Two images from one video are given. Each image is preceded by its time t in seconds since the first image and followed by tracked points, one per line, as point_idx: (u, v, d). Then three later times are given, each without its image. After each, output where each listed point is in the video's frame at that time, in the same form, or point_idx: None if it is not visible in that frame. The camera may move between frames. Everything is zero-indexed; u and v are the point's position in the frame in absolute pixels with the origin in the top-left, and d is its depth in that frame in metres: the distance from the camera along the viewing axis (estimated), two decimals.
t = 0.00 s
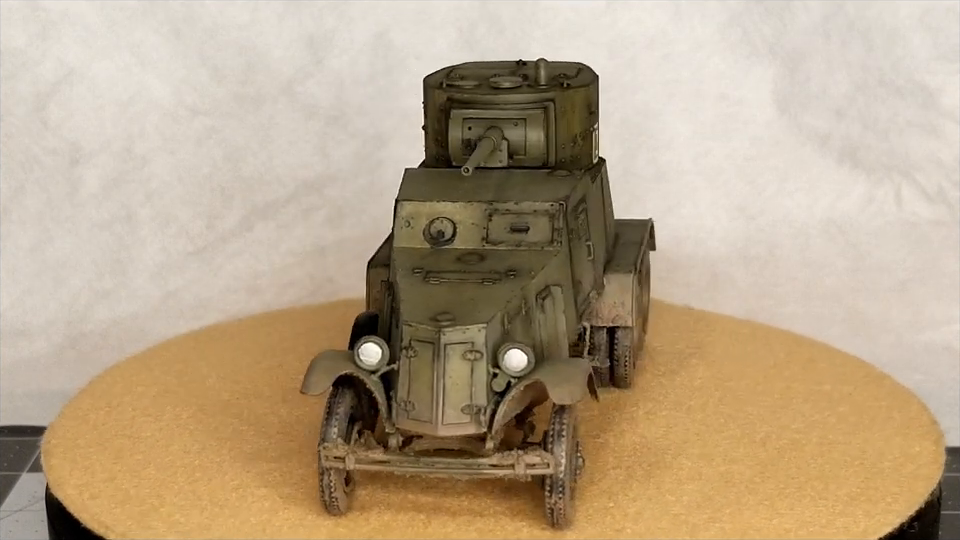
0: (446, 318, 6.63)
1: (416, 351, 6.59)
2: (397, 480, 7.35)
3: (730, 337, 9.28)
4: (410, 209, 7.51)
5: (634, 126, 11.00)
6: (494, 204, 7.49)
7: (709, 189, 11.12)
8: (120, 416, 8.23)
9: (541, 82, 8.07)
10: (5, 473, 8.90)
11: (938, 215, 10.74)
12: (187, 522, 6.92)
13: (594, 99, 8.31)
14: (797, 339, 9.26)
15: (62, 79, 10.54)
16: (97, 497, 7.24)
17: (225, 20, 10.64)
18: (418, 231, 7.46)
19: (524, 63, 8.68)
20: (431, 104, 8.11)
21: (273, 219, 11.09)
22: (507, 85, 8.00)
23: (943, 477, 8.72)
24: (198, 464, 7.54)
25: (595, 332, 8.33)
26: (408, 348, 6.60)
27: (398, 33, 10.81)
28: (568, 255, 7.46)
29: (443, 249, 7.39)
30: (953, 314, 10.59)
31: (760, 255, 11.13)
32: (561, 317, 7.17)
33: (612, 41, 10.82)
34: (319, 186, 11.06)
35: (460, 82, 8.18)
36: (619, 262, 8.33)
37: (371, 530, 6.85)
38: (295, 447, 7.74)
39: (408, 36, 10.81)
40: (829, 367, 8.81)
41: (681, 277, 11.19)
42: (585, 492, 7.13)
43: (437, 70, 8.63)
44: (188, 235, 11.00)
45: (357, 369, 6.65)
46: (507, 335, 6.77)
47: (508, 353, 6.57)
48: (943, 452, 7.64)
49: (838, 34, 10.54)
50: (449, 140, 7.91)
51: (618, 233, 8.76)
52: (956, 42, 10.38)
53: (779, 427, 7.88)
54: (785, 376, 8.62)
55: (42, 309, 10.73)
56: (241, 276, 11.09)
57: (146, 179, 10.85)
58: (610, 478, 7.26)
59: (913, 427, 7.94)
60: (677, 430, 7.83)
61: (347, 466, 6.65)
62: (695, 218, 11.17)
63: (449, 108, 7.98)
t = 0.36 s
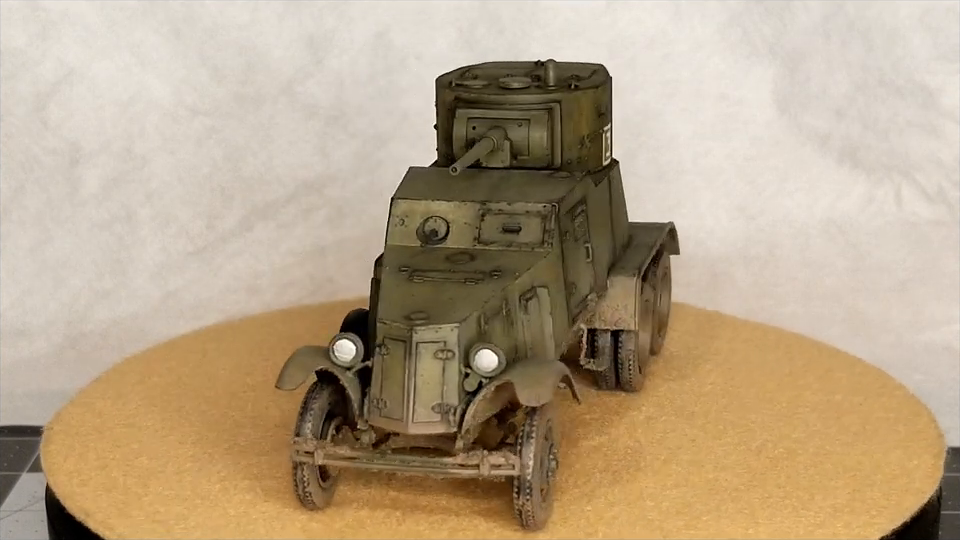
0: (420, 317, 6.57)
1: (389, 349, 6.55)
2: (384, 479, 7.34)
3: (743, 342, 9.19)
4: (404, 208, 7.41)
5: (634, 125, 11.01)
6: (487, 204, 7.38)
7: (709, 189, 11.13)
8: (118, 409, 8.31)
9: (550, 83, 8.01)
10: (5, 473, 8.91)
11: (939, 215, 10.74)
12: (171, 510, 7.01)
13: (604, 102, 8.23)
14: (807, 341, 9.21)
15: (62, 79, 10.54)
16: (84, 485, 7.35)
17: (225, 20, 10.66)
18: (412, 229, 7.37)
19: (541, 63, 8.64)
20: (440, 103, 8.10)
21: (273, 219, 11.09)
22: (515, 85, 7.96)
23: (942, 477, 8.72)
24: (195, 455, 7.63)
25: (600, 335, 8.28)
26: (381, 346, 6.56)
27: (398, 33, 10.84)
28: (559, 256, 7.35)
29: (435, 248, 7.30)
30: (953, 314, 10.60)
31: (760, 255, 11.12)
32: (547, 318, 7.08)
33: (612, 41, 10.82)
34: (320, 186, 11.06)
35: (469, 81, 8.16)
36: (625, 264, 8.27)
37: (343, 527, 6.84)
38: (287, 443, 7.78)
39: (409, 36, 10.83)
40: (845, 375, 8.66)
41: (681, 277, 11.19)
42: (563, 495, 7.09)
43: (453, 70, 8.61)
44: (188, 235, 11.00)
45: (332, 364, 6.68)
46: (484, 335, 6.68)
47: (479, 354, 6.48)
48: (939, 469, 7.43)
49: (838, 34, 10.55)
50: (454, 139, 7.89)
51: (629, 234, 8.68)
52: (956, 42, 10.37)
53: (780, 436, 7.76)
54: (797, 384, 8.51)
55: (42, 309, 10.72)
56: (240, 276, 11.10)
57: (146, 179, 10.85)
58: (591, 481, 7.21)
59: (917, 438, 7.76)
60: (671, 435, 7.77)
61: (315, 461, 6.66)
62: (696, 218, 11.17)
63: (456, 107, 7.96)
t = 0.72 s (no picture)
0: (396, 315, 6.59)
1: (363, 346, 6.59)
2: (373, 476, 7.37)
3: (752, 345, 9.13)
4: (399, 206, 7.44)
5: (634, 125, 11.00)
6: (480, 203, 7.38)
7: (709, 189, 11.12)
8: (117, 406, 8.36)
9: (557, 83, 7.97)
10: (5, 473, 8.90)
11: (938, 214, 10.73)
12: (155, 499, 7.13)
13: (615, 104, 8.15)
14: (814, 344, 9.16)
15: (62, 79, 10.55)
16: (74, 473, 7.48)
17: (225, 20, 10.68)
18: (406, 227, 7.40)
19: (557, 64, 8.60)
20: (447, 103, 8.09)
21: (273, 219, 11.09)
22: (522, 85, 7.94)
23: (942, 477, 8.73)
24: (193, 448, 7.74)
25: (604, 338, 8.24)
26: (356, 343, 6.61)
27: (398, 33, 10.85)
28: (550, 257, 7.32)
29: (427, 247, 7.32)
30: (953, 314, 10.60)
31: (760, 255, 11.10)
32: (533, 318, 7.04)
33: (612, 41, 10.83)
34: (320, 186, 11.05)
35: (478, 81, 8.15)
36: (629, 267, 8.20)
37: (317, 522, 6.89)
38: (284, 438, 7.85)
39: (408, 36, 10.86)
40: (859, 385, 8.52)
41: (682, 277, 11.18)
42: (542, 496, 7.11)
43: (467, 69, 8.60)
44: (188, 235, 11.00)
45: (310, 361, 6.74)
46: (460, 335, 6.67)
47: (450, 354, 6.48)
48: (933, 485, 7.25)
49: (838, 34, 10.55)
50: (458, 139, 7.88)
51: (638, 236, 8.62)
52: (956, 42, 10.37)
53: (780, 446, 7.65)
54: (810, 393, 8.38)
55: (42, 309, 10.71)
56: (240, 276, 11.10)
57: (146, 179, 10.85)
58: (573, 483, 7.22)
59: (918, 454, 7.60)
60: (665, 440, 7.73)
61: (286, 455, 6.71)
62: (696, 218, 11.17)
63: (462, 107, 7.96)
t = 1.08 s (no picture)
0: (372, 312, 6.60)
1: (338, 342, 6.63)
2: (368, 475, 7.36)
3: (762, 352, 9.08)
4: (396, 204, 7.47)
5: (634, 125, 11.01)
6: (473, 203, 7.36)
7: (709, 189, 11.11)
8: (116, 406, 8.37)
9: (565, 84, 7.93)
10: (5, 473, 8.91)
11: (938, 214, 10.71)
12: (135, 493, 7.21)
13: (625, 106, 8.09)
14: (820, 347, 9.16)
15: (62, 79, 10.55)
16: (69, 460, 7.65)
17: (225, 20, 10.69)
18: (401, 225, 7.42)
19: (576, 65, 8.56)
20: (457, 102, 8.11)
21: (273, 219, 11.08)
22: (529, 85, 7.91)
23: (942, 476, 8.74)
24: (185, 446, 7.77)
25: (606, 341, 8.16)
26: (332, 339, 6.65)
27: (398, 33, 10.85)
28: (541, 258, 7.28)
29: (420, 245, 7.33)
30: (952, 314, 10.64)
31: (760, 255, 11.10)
32: (518, 319, 7.02)
33: (612, 41, 10.83)
34: (320, 186, 11.05)
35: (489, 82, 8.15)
36: (633, 270, 8.14)
37: (296, 515, 6.92)
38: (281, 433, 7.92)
39: (408, 36, 10.86)
40: (869, 397, 8.40)
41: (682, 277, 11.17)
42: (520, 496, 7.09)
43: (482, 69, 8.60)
44: (188, 235, 11.00)
45: (289, 356, 6.79)
46: (437, 335, 6.65)
47: (422, 354, 6.47)
48: (922, 499, 7.11)
49: (838, 34, 10.56)
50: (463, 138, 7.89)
51: (649, 238, 8.56)
52: (956, 42, 10.37)
53: (780, 456, 7.55)
54: (818, 403, 8.28)
55: (42, 309, 10.71)
56: (240, 276, 11.09)
57: (146, 179, 10.85)
58: (554, 483, 7.21)
59: (916, 467, 7.45)
60: (660, 445, 7.67)
61: (259, 448, 6.75)
62: (696, 218, 11.15)
63: (469, 107, 7.96)
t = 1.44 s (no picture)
0: (350, 309, 6.62)
1: (316, 338, 6.66)
2: (362, 475, 7.33)
3: (782, 359, 8.91)
4: (393, 202, 7.53)
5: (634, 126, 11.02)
6: (467, 203, 7.37)
7: (709, 189, 11.08)
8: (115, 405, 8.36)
9: (572, 85, 7.87)
10: (5, 473, 8.91)
11: (938, 214, 10.72)
12: (121, 490, 7.24)
13: (634, 107, 7.99)
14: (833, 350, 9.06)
15: (62, 79, 10.58)
16: (66, 448, 7.78)
17: (225, 20, 10.72)
18: (397, 223, 7.47)
19: (593, 65, 8.49)
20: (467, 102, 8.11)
21: (273, 219, 11.08)
22: (536, 85, 7.88)
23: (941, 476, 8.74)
24: (179, 446, 7.76)
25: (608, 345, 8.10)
26: (310, 335, 6.68)
27: (398, 33, 10.86)
28: (531, 260, 7.25)
29: (413, 243, 7.36)
30: (952, 314, 10.58)
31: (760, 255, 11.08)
32: (504, 319, 7.01)
33: (613, 41, 10.82)
34: (320, 186, 11.04)
35: (499, 81, 8.12)
36: (635, 274, 8.07)
37: (275, 510, 6.97)
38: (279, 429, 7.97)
39: (408, 36, 10.86)
40: (879, 408, 8.18)
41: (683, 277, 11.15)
42: (502, 496, 7.07)
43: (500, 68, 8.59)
44: (188, 235, 10.99)
45: (271, 351, 6.86)
46: (415, 334, 6.63)
47: (395, 353, 6.46)
48: (910, 511, 6.93)
49: (838, 34, 10.57)
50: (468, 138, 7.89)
51: (660, 241, 8.46)
52: (956, 42, 10.38)
53: (774, 464, 7.41)
54: (824, 412, 8.11)
55: (42, 309, 10.67)
56: (241, 276, 11.06)
57: (146, 179, 10.85)
58: (535, 483, 7.19)
59: (913, 481, 7.24)
60: (654, 449, 7.58)
61: (235, 442, 6.80)
62: (696, 218, 11.10)
63: (476, 107, 7.96)
